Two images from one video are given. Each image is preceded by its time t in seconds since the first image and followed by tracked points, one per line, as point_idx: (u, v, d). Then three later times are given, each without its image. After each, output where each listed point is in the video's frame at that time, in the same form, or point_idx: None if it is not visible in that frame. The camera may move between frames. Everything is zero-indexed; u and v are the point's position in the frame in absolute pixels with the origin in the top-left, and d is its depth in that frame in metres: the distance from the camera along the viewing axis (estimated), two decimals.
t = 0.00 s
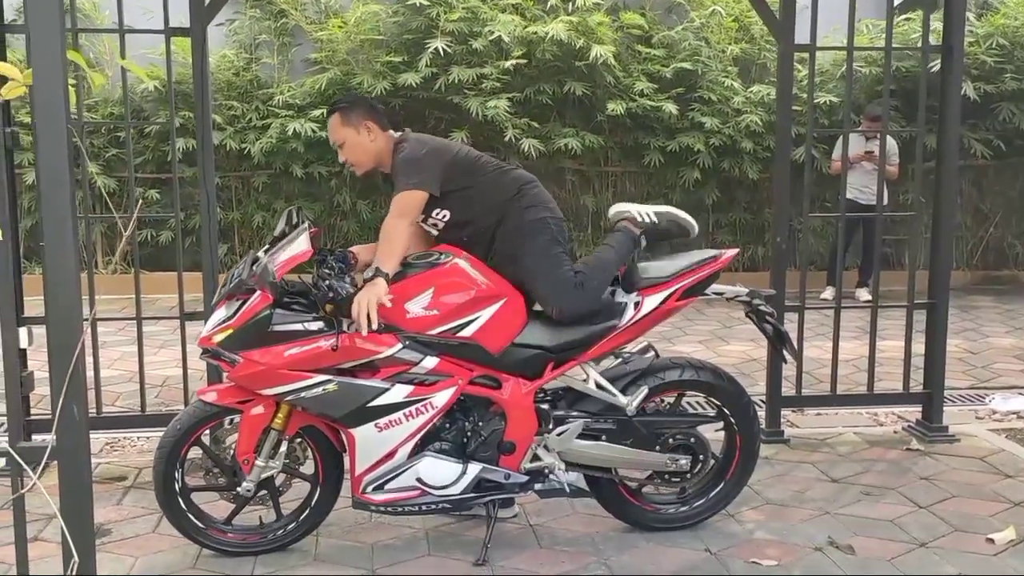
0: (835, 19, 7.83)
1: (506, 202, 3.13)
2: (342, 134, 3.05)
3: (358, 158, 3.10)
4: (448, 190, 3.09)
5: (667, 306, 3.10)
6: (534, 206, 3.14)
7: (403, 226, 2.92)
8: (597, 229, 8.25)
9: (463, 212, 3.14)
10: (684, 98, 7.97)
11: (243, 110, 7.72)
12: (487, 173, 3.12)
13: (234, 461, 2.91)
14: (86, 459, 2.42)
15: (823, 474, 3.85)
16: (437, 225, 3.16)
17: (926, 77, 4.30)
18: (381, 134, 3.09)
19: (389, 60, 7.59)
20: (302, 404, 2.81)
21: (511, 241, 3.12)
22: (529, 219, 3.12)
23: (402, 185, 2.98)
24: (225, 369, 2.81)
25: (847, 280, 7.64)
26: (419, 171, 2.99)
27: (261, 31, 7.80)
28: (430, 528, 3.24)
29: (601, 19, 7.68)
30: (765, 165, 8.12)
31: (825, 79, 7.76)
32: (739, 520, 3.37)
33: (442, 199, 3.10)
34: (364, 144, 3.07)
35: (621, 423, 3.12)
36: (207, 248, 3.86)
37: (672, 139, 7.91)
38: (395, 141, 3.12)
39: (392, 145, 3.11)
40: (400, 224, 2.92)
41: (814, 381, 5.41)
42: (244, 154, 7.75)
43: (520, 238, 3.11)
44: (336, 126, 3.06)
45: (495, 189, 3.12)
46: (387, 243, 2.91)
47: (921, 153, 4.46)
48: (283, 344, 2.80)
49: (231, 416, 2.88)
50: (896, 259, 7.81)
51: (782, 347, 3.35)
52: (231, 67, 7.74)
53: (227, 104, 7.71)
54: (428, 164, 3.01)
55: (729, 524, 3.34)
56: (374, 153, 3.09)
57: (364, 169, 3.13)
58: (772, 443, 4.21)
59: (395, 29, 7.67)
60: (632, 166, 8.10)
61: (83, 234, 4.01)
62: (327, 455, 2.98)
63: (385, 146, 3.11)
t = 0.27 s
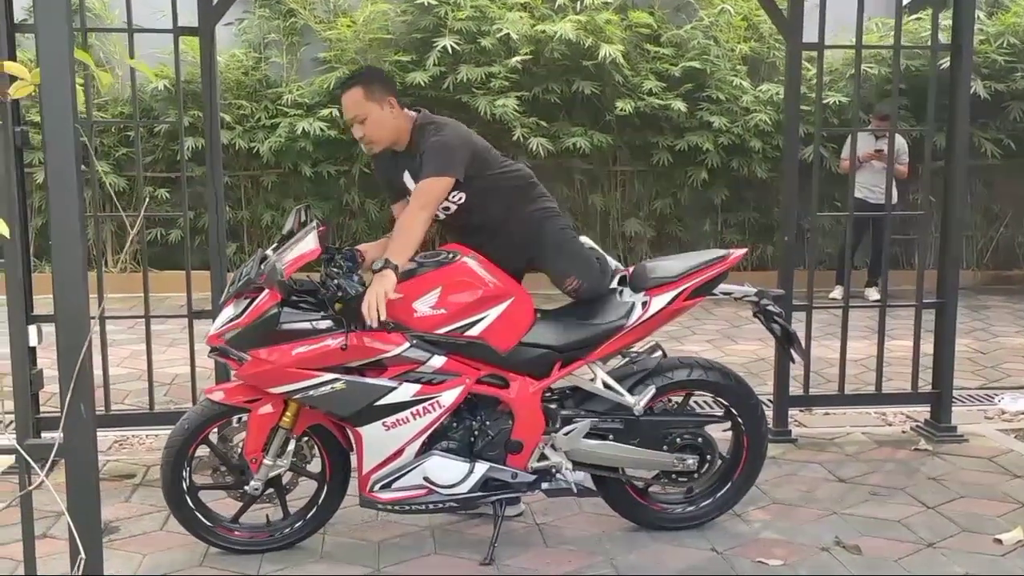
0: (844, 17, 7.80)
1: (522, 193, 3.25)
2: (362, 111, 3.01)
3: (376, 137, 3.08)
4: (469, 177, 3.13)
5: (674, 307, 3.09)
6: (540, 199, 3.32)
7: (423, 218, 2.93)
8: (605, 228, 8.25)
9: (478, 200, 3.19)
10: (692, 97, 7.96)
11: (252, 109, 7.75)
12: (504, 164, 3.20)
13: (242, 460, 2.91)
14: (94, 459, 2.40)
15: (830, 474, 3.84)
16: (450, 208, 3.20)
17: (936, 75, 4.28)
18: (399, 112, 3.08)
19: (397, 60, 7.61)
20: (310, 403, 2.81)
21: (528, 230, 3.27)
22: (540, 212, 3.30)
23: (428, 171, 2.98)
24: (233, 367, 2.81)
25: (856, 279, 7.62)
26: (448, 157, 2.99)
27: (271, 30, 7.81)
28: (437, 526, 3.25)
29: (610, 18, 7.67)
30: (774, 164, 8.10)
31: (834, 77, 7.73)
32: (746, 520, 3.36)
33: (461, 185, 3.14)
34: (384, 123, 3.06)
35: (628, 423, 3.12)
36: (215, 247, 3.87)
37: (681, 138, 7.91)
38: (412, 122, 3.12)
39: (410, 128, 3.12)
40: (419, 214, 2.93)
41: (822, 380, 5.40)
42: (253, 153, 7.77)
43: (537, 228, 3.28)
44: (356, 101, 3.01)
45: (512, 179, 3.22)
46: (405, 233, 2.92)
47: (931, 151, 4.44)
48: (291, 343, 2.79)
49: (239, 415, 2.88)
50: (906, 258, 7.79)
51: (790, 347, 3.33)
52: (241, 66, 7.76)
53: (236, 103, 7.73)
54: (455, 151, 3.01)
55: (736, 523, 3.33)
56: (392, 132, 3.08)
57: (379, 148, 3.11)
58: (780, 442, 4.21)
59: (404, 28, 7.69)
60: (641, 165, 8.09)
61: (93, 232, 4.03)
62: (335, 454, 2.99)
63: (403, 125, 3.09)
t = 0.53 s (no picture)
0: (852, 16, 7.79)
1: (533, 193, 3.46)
2: (425, 90, 3.07)
3: (427, 113, 3.14)
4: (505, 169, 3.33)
5: (679, 306, 3.08)
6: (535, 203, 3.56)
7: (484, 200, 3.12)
8: (612, 227, 8.24)
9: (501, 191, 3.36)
10: (699, 97, 7.96)
11: (260, 109, 7.77)
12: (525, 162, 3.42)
13: (247, 459, 2.93)
14: (98, 457, 2.41)
15: (835, 474, 3.83)
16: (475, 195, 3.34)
17: (942, 74, 4.27)
18: (449, 93, 3.18)
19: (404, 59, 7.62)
20: (314, 403, 2.82)
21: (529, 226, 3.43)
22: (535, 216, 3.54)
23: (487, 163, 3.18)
24: (238, 367, 2.82)
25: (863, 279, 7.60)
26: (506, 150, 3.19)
27: (278, 30, 7.82)
28: (441, 525, 3.25)
29: (617, 17, 7.67)
30: (781, 164, 8.09)
31: (842, 76, 7.71)
32: (750, 520, 3.36)
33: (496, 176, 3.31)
34: (437, 101, 3.13)
35: (633, 423, 3.12)
36: (220, 248, 3.89)
37: (687, 138, 7.90)
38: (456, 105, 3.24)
39: (455, 113, 3.26)
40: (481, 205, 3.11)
41: (829, 380, 5.39)
42: (260, 152, 7.79)
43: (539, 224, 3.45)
44: (417, 77, 3.06)
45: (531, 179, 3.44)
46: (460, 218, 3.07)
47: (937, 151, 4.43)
48: (295, 343, 2.80)
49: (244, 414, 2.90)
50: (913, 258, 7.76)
51: (796, 347, 3.32)
52: (248, 66, 7.78)
53: (243, 102, 7.75)
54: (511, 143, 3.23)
55: (741, 523, 3.33)
56: (441, 111, 3.17)
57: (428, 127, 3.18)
58: (785, 442, 4.20)
59: (411, 28, 7.71)
60: (648, 165, 8.09)
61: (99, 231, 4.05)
62: (339, 453, 3.00)
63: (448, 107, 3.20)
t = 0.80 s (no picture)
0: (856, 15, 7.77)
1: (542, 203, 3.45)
2: (458, 74, 3.08)
3: (456, 100, 3.13)
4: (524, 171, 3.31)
5: (680, 306, 3.07)
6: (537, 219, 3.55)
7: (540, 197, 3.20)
8: (616, 227, 8.24)
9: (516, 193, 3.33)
10: (703, 96, 7.94)
11: (264, 109, 7.78)
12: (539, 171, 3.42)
13: (247, 459, 2.93)
14: (97, 456, 2.41)
15: (837, 474, 3.83)
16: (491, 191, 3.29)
17: (945, 73, 4.26)
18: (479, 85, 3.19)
19: (408, 59, 7.63)
20: (314, 402, 2.82)
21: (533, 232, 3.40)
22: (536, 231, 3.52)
23: (527, 163, 3.19)
24: (239, 366, 2.83)
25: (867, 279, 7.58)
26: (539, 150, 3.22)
27: (283, 29, 7.83)
28: (442, 524, 3.26)
29: (621, 17, 7.67)
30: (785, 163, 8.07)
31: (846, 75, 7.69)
32: (751, 520, 3.36)
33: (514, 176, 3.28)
34: (467, 88, 3.13)
35: (633, 423, 3.11)
36: (223, 247, 3.89)
37: (692, 137, 7.89)
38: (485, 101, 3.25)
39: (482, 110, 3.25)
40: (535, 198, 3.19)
41: (832, 380, 5.38)
42: (265, 152, 7.81)
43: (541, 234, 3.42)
44: (451, 61, 3.08)
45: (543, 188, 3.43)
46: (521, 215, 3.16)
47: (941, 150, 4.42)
48: (296, 343, 2.81)
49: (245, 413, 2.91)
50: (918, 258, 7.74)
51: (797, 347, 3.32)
52: (253, 66, 7.79)
53: (248, 102, 7.77)
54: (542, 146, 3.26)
55: (741, 523, 3.33)
56: (470, 100, 3.16)
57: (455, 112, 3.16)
58: (787, 442, 4.20)
59: (415, 28, 7.71)
60: (652, 164, 8.09)
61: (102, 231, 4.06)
62: (339, 453, 3.00)
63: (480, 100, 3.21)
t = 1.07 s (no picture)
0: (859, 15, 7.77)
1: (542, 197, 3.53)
2: (490, 63, 3.16)
3: (484, 88, 3.20)
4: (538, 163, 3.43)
5: (682, 307, 3.06)
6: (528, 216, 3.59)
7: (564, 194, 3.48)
8: (619, 227, 8.24)
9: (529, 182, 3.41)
10: (706, 96, 7.94)
11: (267, 108, 7.79)
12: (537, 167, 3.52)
13: (246, 458, 2.94)
14: (96, 455, 2.41)
15: (838, 474, 3.82)
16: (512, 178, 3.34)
17: (947, 73, 4.26)
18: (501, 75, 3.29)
19: (411, 58, 7.64)
20: (314, 402, 2.82)
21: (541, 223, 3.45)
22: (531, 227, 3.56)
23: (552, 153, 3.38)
24: (239, 364, 2.84)
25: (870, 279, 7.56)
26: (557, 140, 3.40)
27: (286, 29, 7.83)
28: (441, 523, 3.26)
29: (623, 16, 7.68)
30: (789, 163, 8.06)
31: (849, 74, 7.68)
32: (751, 519, 3.35)
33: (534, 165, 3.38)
34: (494, 77, 3.21)
35: (633, 423, 3.11)
36: (224, 247, 3.90)
37: (695, 137, 7.89)
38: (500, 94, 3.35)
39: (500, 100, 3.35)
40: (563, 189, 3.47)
41: (833, 380, 5.38)
42: (268, 151, 7.81)
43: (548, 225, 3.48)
44: (484, 50, 3.15)
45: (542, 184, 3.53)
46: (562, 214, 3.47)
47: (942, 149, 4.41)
48: (296, 342, 2.81)
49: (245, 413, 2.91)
50: (921, 258, 7.73)
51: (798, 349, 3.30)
52: (256, 65, 7.80)
53: (251, 102, 7.78)
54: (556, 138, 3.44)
55: (741, 522, 3.33)
56: (496, 89, 3.25)
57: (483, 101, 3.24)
58: (788, 442, 4.19)
59: (417, 27, 7.72)
60: (655, 164, 8.09)
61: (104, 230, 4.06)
62: (338, 452, 3.01)
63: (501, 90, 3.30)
